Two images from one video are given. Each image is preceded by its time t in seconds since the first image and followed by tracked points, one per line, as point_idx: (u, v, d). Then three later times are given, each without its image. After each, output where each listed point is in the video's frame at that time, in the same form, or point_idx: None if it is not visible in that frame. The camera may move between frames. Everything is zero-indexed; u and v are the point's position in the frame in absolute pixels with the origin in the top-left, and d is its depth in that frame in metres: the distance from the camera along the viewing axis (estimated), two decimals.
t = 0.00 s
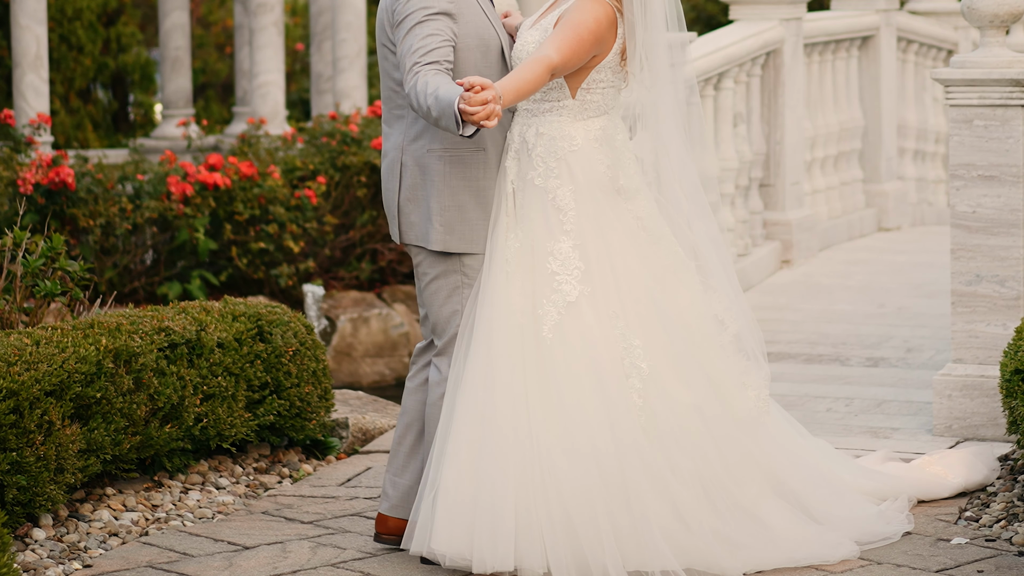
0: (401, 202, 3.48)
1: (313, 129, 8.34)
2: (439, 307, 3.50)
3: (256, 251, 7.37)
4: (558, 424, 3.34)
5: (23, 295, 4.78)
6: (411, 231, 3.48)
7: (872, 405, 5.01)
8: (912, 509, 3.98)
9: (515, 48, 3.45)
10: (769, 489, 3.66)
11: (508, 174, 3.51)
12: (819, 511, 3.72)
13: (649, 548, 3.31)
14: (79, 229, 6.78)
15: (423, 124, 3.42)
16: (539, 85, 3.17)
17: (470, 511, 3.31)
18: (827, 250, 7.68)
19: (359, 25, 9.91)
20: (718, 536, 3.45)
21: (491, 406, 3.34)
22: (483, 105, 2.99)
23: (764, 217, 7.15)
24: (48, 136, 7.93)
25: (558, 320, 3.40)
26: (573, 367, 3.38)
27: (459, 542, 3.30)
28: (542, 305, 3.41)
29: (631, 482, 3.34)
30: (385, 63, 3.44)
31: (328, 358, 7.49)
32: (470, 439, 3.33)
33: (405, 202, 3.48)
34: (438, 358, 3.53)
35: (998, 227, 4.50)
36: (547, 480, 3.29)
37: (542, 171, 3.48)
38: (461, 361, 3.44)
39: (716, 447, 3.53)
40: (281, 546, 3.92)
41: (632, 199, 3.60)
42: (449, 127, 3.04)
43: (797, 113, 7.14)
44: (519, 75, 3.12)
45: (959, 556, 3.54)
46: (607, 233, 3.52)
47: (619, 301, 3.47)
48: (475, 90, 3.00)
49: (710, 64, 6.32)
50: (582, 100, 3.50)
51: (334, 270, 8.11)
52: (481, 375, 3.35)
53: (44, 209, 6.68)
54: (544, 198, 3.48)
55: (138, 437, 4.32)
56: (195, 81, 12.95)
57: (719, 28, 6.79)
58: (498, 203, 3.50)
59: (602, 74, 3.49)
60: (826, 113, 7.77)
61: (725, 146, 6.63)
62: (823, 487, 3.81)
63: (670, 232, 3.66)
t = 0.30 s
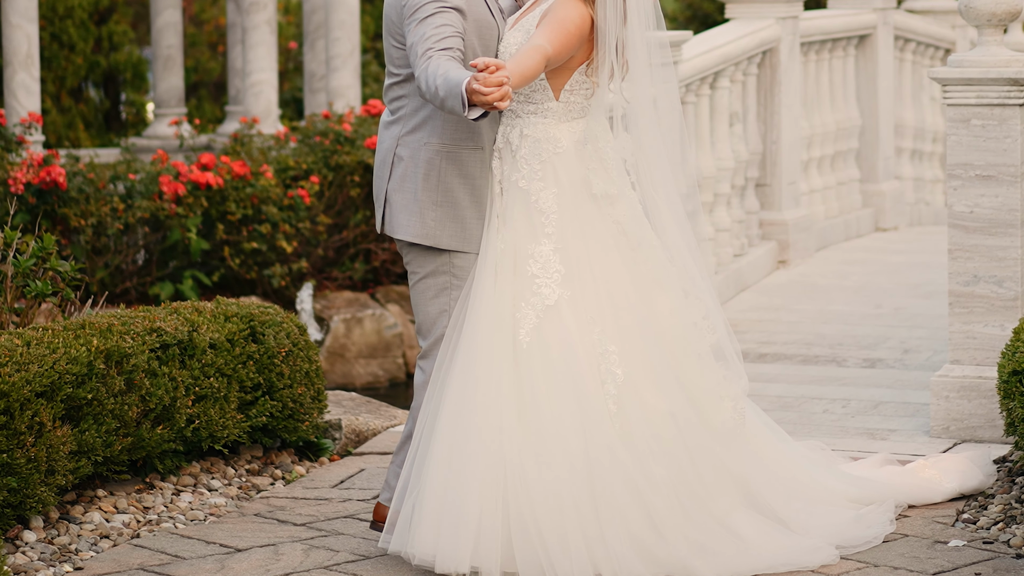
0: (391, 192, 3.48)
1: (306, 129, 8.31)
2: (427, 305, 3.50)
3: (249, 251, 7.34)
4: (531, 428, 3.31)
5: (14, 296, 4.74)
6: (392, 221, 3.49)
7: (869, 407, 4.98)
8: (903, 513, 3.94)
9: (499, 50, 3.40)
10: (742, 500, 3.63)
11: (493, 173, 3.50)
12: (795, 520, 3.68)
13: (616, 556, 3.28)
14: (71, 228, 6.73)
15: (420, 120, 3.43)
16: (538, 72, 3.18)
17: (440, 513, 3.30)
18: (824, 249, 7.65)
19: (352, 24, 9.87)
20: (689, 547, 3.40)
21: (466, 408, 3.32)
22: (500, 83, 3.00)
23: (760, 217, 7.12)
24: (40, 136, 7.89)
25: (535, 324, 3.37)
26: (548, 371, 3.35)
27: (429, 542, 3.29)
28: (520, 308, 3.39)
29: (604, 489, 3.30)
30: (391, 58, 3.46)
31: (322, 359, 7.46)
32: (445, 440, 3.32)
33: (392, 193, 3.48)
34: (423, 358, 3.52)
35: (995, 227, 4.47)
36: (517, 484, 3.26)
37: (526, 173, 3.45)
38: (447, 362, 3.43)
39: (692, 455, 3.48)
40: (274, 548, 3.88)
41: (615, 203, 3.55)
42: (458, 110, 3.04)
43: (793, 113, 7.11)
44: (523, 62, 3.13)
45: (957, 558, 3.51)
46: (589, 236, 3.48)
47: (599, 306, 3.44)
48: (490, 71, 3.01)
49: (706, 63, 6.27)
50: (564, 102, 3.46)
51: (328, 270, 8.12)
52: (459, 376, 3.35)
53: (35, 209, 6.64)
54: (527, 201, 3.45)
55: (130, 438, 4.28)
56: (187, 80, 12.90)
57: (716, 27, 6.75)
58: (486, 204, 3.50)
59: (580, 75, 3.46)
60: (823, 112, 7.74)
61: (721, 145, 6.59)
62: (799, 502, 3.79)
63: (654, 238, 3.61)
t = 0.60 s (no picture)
0: (379, 186, 3.42)
1: (301, 129, 8.26)
2: (419, 308, 3.46)
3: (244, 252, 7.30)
4: (521, 433, 3.28)
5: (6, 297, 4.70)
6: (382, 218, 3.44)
7: (868, 410, 4.94)
8: (902, 517, 3.91)
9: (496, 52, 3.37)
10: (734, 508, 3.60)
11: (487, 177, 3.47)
12: (787, 528, 3.65)
13: (604, 563, 3.25)
14: (64, 230, 6.70)
15: (415, 118, 3.37)
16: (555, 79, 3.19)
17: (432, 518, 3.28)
18: (823, 251, 7.62)
19: (348, 24, 9.84)
20: (678, 555, 3.36)
21: (456, 412, 3.30)
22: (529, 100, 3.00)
23: (759, 218, 7.09)
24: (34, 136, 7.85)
25: (527, 329, 3.34)
26: (539, 376, 3.32)
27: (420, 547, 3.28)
28: (512, 313, 3.36)
29: (593, 496, 3.27)
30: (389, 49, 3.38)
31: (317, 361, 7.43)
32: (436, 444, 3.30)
33: (381, 189, 3.42)
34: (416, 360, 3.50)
35: (995, 229, 4.44)
36: (507, 489, 3.24)
37: (521, 176, 3.42)
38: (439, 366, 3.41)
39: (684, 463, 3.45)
40: (268, 552, 3.85)
41: (610, 207, 3.51)
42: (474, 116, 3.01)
43: (792, 113, 7.07)
44: (541, 73, 3.14)
45: (956, 563, 3.47)
46: (582, 241, 3.45)
47: (592, 311, 3.40)
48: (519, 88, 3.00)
49: (705, 63, 6.24)
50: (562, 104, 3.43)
51: (323, 271, 8.06)
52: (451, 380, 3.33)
53: (29, 210, 6.58)
54: (521, 205, 3.42)
55: (123, 441, 4.24)
56: (182, 80, 12.86)
57: (714, 26, 6.72)
58: (481, 209, 3.47)
59: (576, 75, 3.43)
60: (822, 112, 7.70)
61: (719, 145, 6.56)
62: (792, 510, 3.76)
63: (650, 244, 3.58)
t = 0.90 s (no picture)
0: (376, 184, 3.39)
1: (298, 130, 8.22)
2: (416, 310, 3.43)
3: (241, 254, 7.28)
4: (520, 436, 3.24)
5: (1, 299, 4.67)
6: (381, 217, 3.40)
7: (868, 412, 4.91)
8: (903, 520, 3.88)
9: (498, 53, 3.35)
10: (734, 511, 3.57)
11: (487, 179, 3.44)
12: (788, 533, 3.63)
13: (602, 568, 3.22)
14: (60, 231, 6.66)
15: (415, 117, 3.34)
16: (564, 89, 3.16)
17: (430, 520, 3.26)
18: (823, 252, 7.59)
19: (345, 24, 9.81)
20: (676, 559, 3.33)
21: (455, 414, 3.27)
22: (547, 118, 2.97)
23: (758, 219, 7.06)
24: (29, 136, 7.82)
25: (527, 332, 3.31)
26: (537, 380, 3.28)
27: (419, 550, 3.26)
28: (512, 315, 3.32)
29: (591, 500, 3.23)
30: (388, 45, 3.34)
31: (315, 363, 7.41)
32: (435, 448, 3.27)
33: (379, 188, 3.39)
34: (410, 360, 3.46)
35: (997, 230, 4.41)
36: (504, 492, 3.21)
37: (521, 178, 3.38)
38: (438, 368, 3.37)
39: (683, 466, 3.42)
40: (264, 555, 3.82)
41: (612, 208, 3.48)
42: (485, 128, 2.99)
43: (793, 114, 7.04)
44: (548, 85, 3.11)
45: (958, 566, 3.44)
46: (583, 242, 3.42)
47: (591, 314, 3.37)
48: (536, 108, 2.95)
49: (705, 63, 6.21)
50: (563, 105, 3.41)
51: (320, 273, 8.04)
52: (450, 383, 3.29)
53: (23, 211, 6.52)
54: (521, 206, 3.38)
55: (119, 444, 4.21)
56: (178, 81, 12.83)
57: (714, 27, 6.68)
58: (479, 211, 3.43)
59: (580, 76, 3.41)
60: (822, 113, 7.67)
61: (719, 146, 6.53)
62: (792, 516, 3.73)
63: (653, 245, 3.55)
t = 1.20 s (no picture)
0: (377, 185, 3.36)
1: (296, 130, 8.19)
2: (415, 312, 3.40)
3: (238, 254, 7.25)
4: (524, 436, 3.21)
5: None
6: (381, 218, 3.37)
7: (870, 414, 4.88)
8: (905, 523, 3.84)
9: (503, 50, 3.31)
10: (735, 513, 3.53)
11: (493, 178, 3.40)
12: (790, 538, 3.60)
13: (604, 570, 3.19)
14: (56, 231, 6.62)
15: (416, 117, 3.31)
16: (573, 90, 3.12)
17: (432, 520, 3.22)
18: (824, 253, 7.56)
19: (344, 23, 9.78)
20: (677, 563, 3.30)
21: (458, 413, 3.23)
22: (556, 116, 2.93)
23: (759, 219, 7.03)
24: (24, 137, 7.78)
25: (532, 332, 3.27)
26: (542, 380, 3.24)
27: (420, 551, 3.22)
28: (517, 314, 3.28)
29: (594, 501, 3.20)
30: (390, 43, 3.31)
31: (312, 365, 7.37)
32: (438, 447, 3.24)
33: (380, 188, 3.36)
34: (407, 361, 3.42)
35: (1000, 231, 4.37)
36: (507, 492, 3.17)
37: (528, 176, 3.35)
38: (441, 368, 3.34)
39: (687, 469, 3.38)
40: (262, 558, 3.79)
41: (620, 207, 3.45)
42: (493, 130, 2.96)
43: (794, 114, 7.02)
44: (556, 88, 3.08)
45: (960, 569, 3.41)
46: (591, 241, 3.38)
47: (598, 313, 3.33)
48: (546, 109, 2.92)
49: (705, 63, 6.18)
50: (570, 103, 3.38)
51: (318, 274, 8.01)
52: (453, 382, 3.25)
53: (20, 212, 6.48)
54: (528, 204, 3.34)
55: (116, 446, 4.17)
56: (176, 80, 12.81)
57: (715, 26, 6.65)
58: (484, 209, 3.39)
59: (587, 75, 3.37)
60: (823, 113, 7.64)
61: (720, 147, 6.50)
62: (794, 522, 3.70)
63: (662, 245, 3.52)
